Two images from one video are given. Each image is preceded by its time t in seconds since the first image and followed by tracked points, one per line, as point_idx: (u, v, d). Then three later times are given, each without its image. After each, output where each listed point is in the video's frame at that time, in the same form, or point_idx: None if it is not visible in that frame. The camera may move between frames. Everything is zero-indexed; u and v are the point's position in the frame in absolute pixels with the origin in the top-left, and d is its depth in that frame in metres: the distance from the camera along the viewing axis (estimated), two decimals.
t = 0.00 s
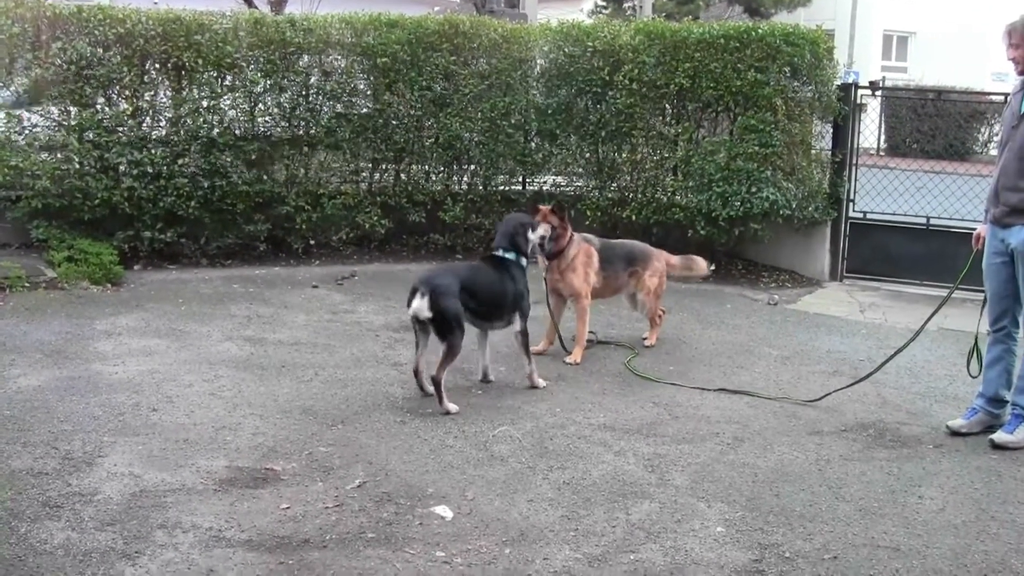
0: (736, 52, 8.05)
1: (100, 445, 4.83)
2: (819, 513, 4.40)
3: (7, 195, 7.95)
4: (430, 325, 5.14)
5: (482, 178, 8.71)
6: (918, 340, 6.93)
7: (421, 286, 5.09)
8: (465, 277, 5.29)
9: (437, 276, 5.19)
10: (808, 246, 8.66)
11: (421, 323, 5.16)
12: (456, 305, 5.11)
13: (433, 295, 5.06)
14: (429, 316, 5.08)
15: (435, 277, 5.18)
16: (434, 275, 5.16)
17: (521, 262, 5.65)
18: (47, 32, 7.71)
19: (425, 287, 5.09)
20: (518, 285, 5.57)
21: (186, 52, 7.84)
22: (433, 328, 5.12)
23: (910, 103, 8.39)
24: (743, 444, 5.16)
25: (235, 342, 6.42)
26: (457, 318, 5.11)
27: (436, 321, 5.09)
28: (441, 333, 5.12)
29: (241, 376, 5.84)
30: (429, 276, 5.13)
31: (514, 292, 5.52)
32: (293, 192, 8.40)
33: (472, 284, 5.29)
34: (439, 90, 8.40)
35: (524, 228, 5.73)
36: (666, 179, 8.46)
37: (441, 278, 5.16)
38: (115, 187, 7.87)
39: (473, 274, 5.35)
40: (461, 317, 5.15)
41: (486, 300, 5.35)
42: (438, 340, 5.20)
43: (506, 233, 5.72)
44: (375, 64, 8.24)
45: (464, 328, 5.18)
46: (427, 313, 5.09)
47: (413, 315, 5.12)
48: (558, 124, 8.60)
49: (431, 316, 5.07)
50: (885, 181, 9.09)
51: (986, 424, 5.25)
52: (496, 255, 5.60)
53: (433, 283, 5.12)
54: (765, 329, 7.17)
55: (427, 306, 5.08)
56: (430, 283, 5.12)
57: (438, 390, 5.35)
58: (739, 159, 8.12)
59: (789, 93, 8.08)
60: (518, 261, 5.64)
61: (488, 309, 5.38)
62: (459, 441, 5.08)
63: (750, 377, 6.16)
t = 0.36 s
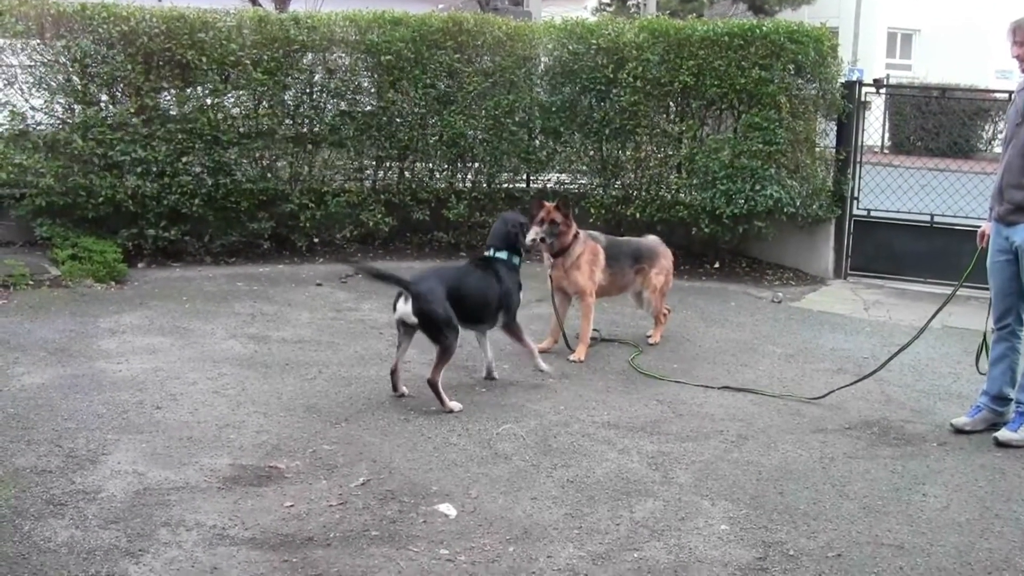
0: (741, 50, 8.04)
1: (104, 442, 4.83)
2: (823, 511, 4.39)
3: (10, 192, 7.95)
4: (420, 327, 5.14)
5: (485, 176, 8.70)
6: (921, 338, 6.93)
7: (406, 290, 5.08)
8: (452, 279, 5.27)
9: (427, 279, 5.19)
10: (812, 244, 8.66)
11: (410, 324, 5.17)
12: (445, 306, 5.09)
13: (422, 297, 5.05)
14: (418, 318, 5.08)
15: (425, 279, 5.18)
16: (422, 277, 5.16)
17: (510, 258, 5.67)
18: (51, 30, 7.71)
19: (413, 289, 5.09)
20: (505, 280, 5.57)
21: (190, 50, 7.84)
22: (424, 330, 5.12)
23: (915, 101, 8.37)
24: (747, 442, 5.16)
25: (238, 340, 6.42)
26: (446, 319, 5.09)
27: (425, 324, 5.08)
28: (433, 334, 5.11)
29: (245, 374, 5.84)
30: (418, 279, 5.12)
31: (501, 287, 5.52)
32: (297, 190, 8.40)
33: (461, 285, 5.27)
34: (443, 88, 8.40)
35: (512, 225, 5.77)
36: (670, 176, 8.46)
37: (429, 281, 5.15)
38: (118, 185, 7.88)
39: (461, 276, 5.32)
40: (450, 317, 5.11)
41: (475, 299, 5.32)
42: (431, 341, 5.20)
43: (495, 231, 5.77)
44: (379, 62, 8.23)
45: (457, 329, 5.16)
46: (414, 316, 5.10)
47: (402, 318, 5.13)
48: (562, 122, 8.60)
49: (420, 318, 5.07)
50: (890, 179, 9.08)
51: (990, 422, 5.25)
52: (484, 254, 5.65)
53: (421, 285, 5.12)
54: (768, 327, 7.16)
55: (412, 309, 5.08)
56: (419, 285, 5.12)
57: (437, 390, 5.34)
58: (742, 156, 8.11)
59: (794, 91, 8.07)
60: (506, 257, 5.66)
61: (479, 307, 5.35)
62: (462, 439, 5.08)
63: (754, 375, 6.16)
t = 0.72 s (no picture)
0: (741, 51, 8.04)
1: (104, 443, 4.83)
2: (823, 512, 4.40)
3: (10, 193, 7.95)
4: (415, 334, 5.21)
5: (486, 177, 8.71)
6: (920, 339, 6.93)
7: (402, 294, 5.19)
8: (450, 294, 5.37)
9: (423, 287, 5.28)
10: (812, 245, 8.66)
11: (404, 334, 5.26)
12: (443, 313, 5.19)
13: (420, 303, 5.15)
14: (415, 325, 5.16)
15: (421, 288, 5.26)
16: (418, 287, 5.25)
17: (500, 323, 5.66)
18: (52, 30, 7.71)
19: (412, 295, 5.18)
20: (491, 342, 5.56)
21: (190, 50, 7.84)
22: (421, 337, 5.20)
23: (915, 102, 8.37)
24: (747, 443, 5.16)
25: (238, 341, 6.43)
26: (444, 325, 5.19)
27: (419, 330, 5.17)
28: (429, 339, 5.20)
29: (245, 374, 5.84)
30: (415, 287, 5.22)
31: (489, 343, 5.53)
32: (297, 190, 8.40)
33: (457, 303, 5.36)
34: (443, 88, 8.40)
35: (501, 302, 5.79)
36: (670, 177, 8.46)
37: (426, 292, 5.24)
38: (119, 186, 7.88)
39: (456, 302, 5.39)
40: (447, 325, 5.19)
41: (466, 330, 5.36)
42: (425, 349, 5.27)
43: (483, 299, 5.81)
44: (379, 62, 8.24)
45: (454, 336, 5.27)
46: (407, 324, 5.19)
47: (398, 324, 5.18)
48: (562, 122, 8.60)
49: (418, 324, 5.15)
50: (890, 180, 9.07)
51: (989, 423, 5.26)
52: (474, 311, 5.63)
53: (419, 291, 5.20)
54: (768, 327, 7.17)
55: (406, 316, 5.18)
56: (417, 291, 5.21)
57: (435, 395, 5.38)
58: (743, 157, 8.12)
59: (794, 91, 8.07)
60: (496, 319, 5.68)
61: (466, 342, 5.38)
62: (462, 440, 5.09)
63: (754, 376, 6.16)
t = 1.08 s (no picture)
0: (735, 51, 8.04)
1: (98, 443, 4.82)
2: (818, 511, 4.40)
3: (4, 192, 7.93)
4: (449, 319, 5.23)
5: (480, 176, 8.71)
6: (914, 337, 6.95)
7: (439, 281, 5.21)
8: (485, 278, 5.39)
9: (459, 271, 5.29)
10: (807, 245, 8.66)
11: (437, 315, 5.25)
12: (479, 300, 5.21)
13: (458, 288, 5.17)
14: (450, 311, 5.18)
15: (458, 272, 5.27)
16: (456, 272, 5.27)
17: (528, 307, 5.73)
18: (46, 29, 7.69)
19: (447, 280, 5.21)
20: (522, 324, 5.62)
21: (185, 49, 7.82)
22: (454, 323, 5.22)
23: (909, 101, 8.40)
24: (741, 441, 5.17)
25: (233, 340, 6.42)
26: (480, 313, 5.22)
27: (456, 314, 5.18)
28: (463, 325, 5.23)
29: (240, 374, 5.83)
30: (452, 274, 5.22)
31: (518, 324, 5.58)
32: (292, 190, 8.39)
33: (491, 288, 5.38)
34: (438, 88, 8.40)
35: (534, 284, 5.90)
36: (665, 177, 8.44)
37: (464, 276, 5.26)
38: (113, 185, 7.87)
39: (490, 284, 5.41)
40: (483, 310, 5.22)
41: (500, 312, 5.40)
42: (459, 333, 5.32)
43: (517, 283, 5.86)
44: (374, 62, 8.23)
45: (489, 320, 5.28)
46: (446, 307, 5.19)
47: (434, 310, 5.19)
48: (556, 122, 8.60)
49: (454, 310, 5.16)
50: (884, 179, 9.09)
51: (983, 421, 5.27)
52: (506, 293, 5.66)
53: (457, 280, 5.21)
54: (763, 327, 7.18)
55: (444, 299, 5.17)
56: (454, 280, 5.22)
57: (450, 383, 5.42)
58: (737, 156, 8.13)
59: (788, 91, 8.09)
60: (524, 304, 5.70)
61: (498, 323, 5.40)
62: (457, 439, 5.09)
63: (748, 375, 6.17)
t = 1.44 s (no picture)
0: (727, 49, 8.07)
1: (89, 441, 4.81)
2: (809, 508, 4.42)
3: None
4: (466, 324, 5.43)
5: (471, 173, 8.71)
6: (904, 335, 6.97)
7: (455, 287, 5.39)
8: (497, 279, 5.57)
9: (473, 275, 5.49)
10: (797, 242, 8.66)
11: (456, 323, 5.45)
12: (492, 303, 5.39)
13: (472, 295, 5.36)
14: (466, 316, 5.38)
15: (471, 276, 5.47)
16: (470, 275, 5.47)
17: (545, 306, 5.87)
18: (35, 26, 7.65)
19: (462, 286, 5.38)
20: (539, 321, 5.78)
21: (176, 46, 7.80)
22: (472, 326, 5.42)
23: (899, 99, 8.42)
24: (732, 438, 5.18)
25: (224, 337, 6.42)
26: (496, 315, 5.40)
27: (473, 320, 5.39)
28: (480, 328, 5.42)
29: (230, 371, 5.83)
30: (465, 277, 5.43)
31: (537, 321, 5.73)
32: (282, 188, 8.39)
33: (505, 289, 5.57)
34: (429, 85, 8.40)
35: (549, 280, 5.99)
36: (656, 174, 8.47)
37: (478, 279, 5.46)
38: (103, 183, 7.84)
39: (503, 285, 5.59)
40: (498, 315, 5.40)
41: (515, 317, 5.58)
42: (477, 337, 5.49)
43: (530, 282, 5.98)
44: (365, 59, 8.23)
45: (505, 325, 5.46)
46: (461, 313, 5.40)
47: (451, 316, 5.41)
48: (548, 119, 8.62)
49: (469, 315, 5.36)
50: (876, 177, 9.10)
51: (973, 418, 5.30)
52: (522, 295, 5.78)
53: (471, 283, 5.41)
54: (754, 324, 7.19)
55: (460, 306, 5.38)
56: (467, 284, 5.42)
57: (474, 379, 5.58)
58: (728, 154, 8.16)
59: (779, 89, 8.10)
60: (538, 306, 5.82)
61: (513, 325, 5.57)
62: (449, 436, 5.09)
63: (739, 372, 6.18)
